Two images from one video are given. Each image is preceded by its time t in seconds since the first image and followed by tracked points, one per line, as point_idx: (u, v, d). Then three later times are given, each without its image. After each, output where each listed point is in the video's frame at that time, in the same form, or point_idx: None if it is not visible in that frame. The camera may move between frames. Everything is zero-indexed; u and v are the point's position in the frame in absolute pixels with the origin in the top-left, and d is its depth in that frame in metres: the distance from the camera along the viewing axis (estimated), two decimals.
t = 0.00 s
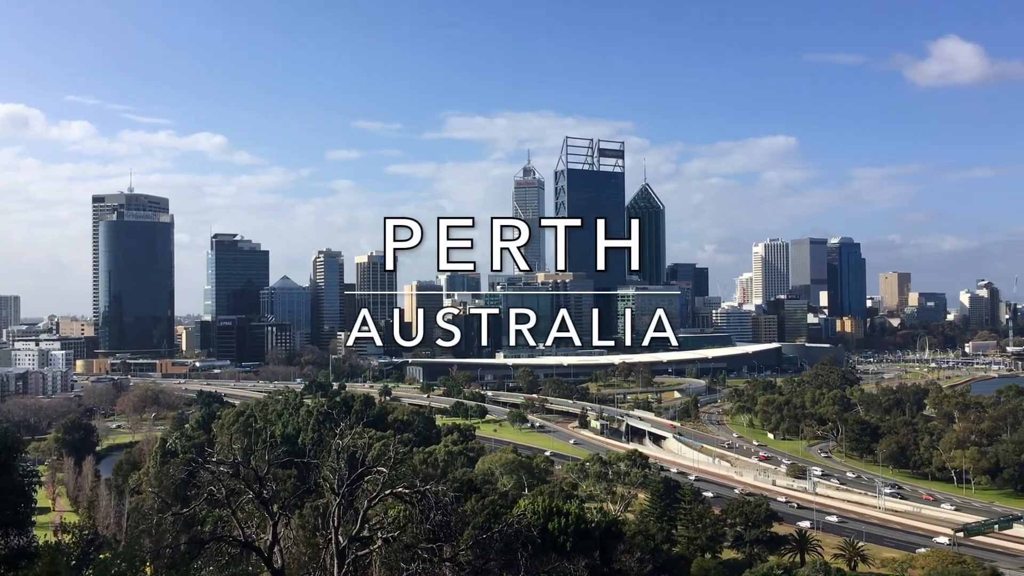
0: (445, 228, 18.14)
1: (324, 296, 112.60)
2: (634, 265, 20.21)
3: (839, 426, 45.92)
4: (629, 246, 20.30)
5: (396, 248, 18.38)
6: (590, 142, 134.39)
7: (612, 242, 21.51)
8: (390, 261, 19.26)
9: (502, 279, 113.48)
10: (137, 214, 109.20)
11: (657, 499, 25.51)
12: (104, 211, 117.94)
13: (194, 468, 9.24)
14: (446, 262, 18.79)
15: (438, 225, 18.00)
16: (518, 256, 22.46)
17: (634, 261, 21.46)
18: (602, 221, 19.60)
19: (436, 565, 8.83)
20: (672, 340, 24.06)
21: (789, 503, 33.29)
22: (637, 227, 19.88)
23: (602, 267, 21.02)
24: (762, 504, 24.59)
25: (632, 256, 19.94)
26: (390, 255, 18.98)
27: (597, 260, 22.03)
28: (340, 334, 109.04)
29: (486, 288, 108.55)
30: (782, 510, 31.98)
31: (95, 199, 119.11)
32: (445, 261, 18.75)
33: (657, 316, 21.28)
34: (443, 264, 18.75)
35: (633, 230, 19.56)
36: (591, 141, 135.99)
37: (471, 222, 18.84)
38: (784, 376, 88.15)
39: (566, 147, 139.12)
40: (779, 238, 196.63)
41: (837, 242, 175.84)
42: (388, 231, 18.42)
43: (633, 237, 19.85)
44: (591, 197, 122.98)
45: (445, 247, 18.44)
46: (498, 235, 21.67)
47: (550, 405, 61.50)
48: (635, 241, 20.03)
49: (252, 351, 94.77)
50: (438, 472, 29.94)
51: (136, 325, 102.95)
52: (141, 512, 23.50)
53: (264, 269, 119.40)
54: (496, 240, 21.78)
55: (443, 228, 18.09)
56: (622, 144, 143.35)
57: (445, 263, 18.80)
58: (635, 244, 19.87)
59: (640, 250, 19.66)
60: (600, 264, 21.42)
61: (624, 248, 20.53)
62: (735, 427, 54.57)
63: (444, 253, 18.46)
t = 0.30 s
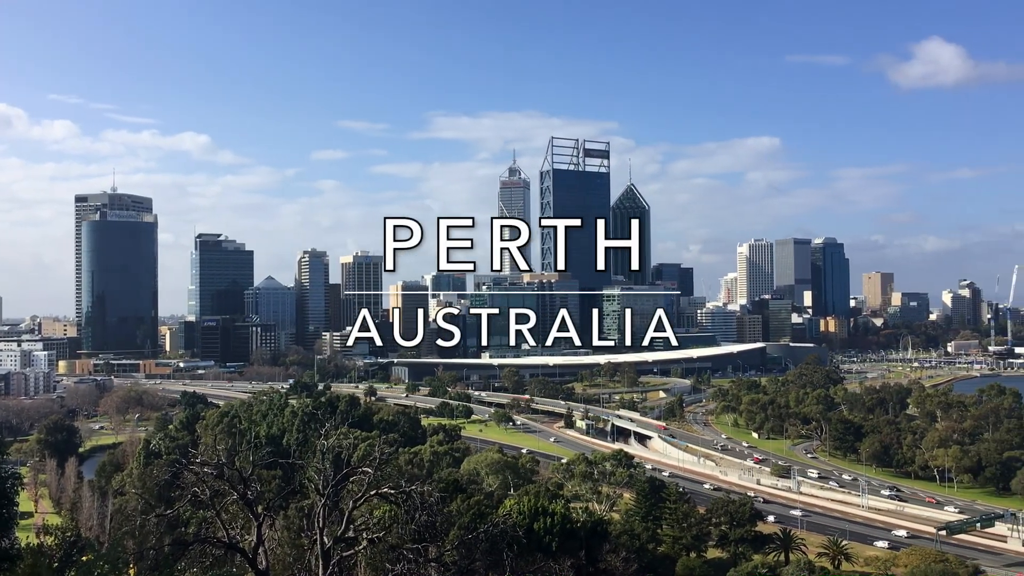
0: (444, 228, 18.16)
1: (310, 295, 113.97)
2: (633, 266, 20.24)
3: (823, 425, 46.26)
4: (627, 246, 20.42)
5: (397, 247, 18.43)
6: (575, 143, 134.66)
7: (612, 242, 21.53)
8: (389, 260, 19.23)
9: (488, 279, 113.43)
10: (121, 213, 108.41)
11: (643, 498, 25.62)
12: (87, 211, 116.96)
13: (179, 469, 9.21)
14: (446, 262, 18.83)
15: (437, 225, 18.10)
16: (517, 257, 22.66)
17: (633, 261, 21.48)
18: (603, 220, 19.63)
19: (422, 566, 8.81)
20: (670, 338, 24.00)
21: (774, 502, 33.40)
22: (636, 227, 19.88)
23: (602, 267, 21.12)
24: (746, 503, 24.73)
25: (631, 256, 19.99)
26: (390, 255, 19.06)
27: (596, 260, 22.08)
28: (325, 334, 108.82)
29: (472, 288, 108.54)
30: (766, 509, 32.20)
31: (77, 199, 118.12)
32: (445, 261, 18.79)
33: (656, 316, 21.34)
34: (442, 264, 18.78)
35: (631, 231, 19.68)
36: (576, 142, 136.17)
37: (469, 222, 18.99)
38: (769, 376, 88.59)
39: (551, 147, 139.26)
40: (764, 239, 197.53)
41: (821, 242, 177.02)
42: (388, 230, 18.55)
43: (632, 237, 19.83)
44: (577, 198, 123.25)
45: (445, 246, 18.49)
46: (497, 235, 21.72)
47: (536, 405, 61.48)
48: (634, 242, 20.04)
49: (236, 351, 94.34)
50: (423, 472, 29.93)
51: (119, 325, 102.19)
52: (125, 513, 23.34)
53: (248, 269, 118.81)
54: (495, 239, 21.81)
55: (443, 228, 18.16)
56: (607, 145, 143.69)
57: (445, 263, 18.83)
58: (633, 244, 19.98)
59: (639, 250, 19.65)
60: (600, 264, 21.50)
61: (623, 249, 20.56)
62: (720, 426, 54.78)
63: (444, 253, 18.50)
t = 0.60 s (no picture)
0: (444, 228, 18.15)
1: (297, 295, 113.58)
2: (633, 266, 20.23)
3: (810, 425, 46.54)
4: (627, 247, 20.44)
5: (397, 247, 18.38)
6: (562, 143, 134.84)
7: (613, 242, 21.53)
8: (390, 260, 19.22)
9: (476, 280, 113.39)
10: (106, 213, 107.64)
11: (630, 498, 25.71)
12: (72, 211, 116.05)
13: (165, 470, 9.17)
14: (446, 262, 18.81)
15: (437, 225, 18.07)
16: (516, 257, 22.66)
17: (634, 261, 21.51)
18: (602, 220, 19.64)
19: (410, 566, 8.80)
20: (670, 338, 23.98)
21: (761, 502, 33.52)
22: (637, 228, 19.84)
23: (602, 267, 21.14)
24: (732, 502, 24.85)
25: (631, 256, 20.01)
26: (389, 255, 19.04)
27: (597, 260, 22.11)
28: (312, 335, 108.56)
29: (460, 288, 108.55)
30: (753, 508, 32.33)
31: (62, 199, 117.14)
32: (445, 261, 18.78)
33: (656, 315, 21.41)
34: (442, 264, 18.75)
35: (632, 231, 19.66)
36: (563, 142, 136.30)
37: (469, 222, 18.98)
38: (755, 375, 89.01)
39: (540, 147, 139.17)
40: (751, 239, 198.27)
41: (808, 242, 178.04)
42: (389, 230, 18.50)
43: (632, 238, 19.79)
44: (565, 198, 123.40)
45: (445, 247, 18.47)
46: (498, 233, 21.71)
47: (524, 405, 61.48)
48: (635, 242, 19.99)
49: (223, 352, 94.00)
50: (411, 472, 29.92)
51: (104, 326, 101.56)
52: (111, 515, 23.22)
53: (236, 269, 118.23)
54: (496, 237, 21.81)
55: (443, 228, 18.15)
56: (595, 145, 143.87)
57: (445, 263, 18.82)
58: (633, 244, 19.93)
59: (639, 250, 19.56)
60: (601, 264, 21.55)
61: (622, 248, 20.56)
62: (708, 426, 54.91)
63: (444, 254, 18.49)
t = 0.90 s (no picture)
0: (444, 228, 18.11)
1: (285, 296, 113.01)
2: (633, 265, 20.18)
3: (798, 424, 46.76)
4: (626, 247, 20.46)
5: (397, 247, 18.34)
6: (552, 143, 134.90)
7: (613, 243, 21.55)
8: (390, 259, 19.16)
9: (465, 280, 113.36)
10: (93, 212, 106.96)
11: (620, 497, 25.80)
12: (59, 210, 115.29)
13: (152, 471, 9.11)
14: (446, 262, 18.80)
15: (437, 225, 18.03)
16: (519, 257, 22.77)
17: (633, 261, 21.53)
18: (602, 220, 19.68)
19: (399, 566, 8.81)
20: (670, 339, 24.03)
21: (750, 501, 33.64)
22: (637, 228, 19.82)
23: (602, 267, 21.14)
24: (721, 502, 24.94)
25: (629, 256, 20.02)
26: (390, 255, 19.01)
27: (596, 260, 22.09)
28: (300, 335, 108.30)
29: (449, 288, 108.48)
30: (741, 508, 32.46)
31: (48, 198, 116.28)
32: (445, 261, 18.76)
33: (656, 315, 21.45)
34: (442, 264, 18.74)
35: (633, 231, 19.59)
36: (553, 142, 136.40)
37: (468, 222, 18.95)
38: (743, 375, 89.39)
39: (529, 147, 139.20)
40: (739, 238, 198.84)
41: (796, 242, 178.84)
42: (389, 230, 18.47)
43: (632, 237, 19.80)
44: (554, 197, 123.52)
45: (445, 247, 18.44)
46: (498, 233, 21.70)
47: (513, 405, 61.45)
48: (634, 242, 19.96)
49: (211, 352, 93.54)
50: (400, 472, 29.92)
51: (91, 326, 101.03)
52: (98, 516, 23.08)
53: (224, 269, 117.71)
54: (496, 238, 21.78)
55: (443, 228, 18.10)
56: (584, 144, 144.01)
57: (444, 263, 18.78)
58: (633, 244, 19.87)
59: (639, 249, 19.50)
60: (601, 264, 21.55)
61: (621, 248, 20.58)
62: (697, 425, 54.99)
63: (444, 253, 18.45)
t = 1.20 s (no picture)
0: (444, 228, 18.08)
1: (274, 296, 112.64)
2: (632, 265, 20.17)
3: (787, 423, 46.98)
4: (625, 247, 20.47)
5: (396, 247, 18.31)
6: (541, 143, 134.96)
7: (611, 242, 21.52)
8: (388, 260, 19.07)
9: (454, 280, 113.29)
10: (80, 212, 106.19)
11: (609, 497, 25.84)
12: (46, 211, 114.46)
13: (139, 473, 9.04)
14: (444, 262, 18.80)
15: (438, 225, 18.02)
16: (517, 257, 22.89)
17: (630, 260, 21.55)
18: (597, 220, 19.73)
19: (388, 567, 8.80)
20: (669, 338, 24.03)
21: (739, 500, 33.76)
22: (636, 228, 19.78)
23: (601, 267, 21.14)
24: (710, 501, 25.01)
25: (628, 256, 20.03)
26: (389, 255, 18.98)
27: (595, 260, 22.08)
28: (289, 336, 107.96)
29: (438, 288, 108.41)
30: (730, 507, 32.55)
31: (35, 198, 115.45)
32: (444, 261, 18.74)
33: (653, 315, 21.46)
34: (441, 264, 18.74)
35: (631, 231, 19.57)
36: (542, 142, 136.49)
37: (467, 220, 18.96)
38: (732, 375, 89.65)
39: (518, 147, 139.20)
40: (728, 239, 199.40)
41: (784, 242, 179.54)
42: (388, 230, 18.44)
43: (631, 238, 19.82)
44: (543, 198, 123.60)
45: (444, 247, 18.43)
46: (497, 233, 21.68)
47: (502, 405, 61.42)
48: (633, 242, 19.94)
49: (199, 353, 93.04)
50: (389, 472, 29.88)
51: (79, 327, 100.37)
52: (86, 517, 22.94)
53: (212, 270, 117.19)
54: (495, 238, 21.73)
55: (443, 228, 18.09)
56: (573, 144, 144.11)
57: (443, 263, 18.77)
58: (632, 244, 19.87)
59: (639, 249, 19.52)
60: (599, 264, 21.55)
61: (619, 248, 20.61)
62: (686, 425, 55.10)
63: (443, 254, 18.44)
